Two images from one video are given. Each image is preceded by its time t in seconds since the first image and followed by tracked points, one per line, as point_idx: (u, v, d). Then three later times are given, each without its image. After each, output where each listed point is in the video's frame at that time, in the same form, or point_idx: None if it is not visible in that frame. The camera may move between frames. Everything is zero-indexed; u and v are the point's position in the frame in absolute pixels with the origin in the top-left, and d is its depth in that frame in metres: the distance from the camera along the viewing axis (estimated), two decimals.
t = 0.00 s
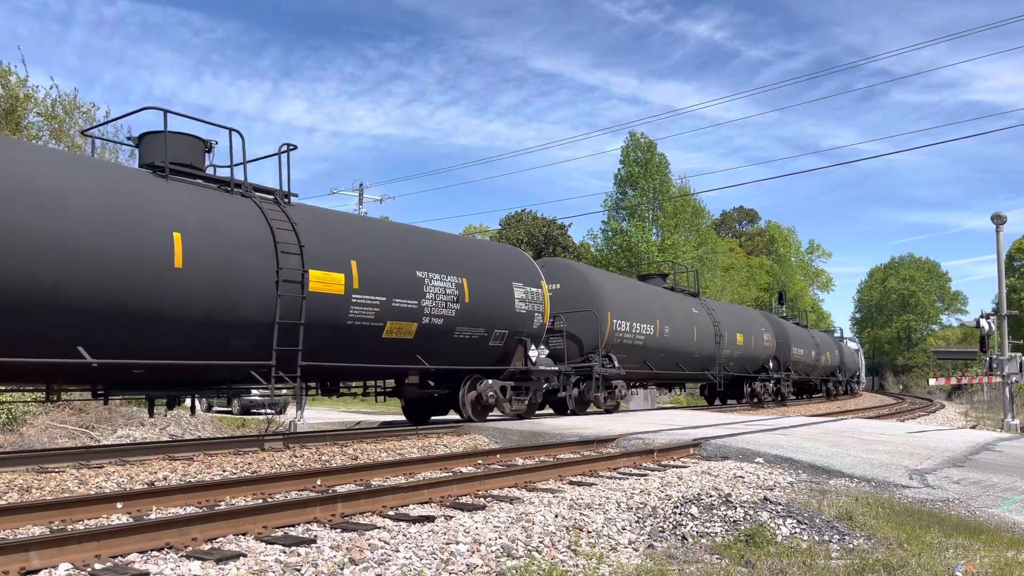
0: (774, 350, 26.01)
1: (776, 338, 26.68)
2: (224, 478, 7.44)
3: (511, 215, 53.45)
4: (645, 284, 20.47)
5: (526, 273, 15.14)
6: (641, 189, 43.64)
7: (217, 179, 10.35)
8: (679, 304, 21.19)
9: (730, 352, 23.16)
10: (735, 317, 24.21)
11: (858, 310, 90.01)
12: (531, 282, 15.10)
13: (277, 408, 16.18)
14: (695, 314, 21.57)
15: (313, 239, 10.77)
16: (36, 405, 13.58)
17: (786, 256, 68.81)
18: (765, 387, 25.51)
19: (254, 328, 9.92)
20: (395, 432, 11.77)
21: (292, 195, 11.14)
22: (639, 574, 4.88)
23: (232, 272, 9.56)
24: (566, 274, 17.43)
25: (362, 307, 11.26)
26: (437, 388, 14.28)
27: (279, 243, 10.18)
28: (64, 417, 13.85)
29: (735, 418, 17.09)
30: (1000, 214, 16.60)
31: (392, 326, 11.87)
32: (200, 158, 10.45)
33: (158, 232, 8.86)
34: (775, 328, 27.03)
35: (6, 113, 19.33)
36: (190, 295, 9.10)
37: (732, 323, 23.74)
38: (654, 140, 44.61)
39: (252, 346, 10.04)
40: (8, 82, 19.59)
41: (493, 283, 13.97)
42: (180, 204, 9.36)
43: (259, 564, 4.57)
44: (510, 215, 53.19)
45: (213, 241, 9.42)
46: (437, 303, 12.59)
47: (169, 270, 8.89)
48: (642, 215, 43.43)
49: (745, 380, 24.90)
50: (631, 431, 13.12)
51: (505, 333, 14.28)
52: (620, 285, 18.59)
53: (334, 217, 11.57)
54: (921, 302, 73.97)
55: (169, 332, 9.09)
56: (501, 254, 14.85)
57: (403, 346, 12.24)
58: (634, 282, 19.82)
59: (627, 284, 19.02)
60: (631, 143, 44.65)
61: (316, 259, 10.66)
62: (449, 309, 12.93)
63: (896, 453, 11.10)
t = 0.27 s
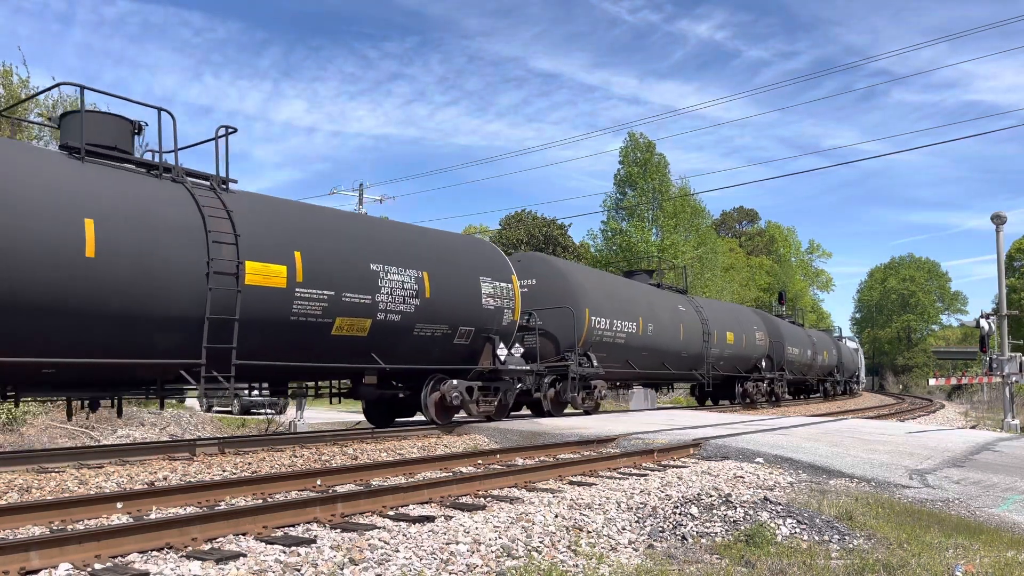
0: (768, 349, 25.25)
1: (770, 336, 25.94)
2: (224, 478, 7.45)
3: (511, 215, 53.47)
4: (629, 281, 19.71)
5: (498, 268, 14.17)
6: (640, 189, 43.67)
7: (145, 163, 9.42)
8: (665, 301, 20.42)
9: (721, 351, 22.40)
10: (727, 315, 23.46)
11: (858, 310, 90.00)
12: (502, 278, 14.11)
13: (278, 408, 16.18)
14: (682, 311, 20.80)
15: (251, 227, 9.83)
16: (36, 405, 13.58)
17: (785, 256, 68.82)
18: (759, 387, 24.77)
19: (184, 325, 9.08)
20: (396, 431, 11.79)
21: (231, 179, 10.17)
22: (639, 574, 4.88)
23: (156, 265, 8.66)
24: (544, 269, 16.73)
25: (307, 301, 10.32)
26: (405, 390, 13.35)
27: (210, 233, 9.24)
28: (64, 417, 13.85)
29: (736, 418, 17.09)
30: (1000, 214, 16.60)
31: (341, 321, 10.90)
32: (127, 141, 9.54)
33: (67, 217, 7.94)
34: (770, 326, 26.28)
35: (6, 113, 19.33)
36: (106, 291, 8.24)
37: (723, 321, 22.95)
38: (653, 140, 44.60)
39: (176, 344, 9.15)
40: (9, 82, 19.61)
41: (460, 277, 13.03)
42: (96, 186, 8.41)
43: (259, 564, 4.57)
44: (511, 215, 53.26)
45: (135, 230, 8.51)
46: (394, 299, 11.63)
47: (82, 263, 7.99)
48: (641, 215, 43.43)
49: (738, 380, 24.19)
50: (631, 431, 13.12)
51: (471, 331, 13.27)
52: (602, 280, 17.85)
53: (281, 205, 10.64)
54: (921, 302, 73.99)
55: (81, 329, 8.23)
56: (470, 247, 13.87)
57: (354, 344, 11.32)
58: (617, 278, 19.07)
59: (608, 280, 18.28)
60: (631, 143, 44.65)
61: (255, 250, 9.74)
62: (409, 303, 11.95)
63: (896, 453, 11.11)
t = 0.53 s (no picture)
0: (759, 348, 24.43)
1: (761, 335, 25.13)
2: (224, 478, 7.45)
3: (511, 215, 53.50)
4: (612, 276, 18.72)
5: (465, 260, 13.00)
6: (640, 190, 43.70)
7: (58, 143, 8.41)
8: (651, 297, 19.45)
9: (708, 350, 21.54)
10: (715, 313, 22.57)
11: (858, 310, 90.00)
12: (470, 271, 12.94)
13: (278, 408, 16.19)
14: (668, 308, 19.84)
15: (175, 214, 8.77)
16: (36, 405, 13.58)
17: (785, 256, 68.82)
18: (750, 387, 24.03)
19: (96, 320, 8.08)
20: (396, 431, 11.79)
21: (156, 163, 9.12)
22: (639, 574, 4.88)
23: (61, 255, 7.67)
24: (519, 262, 15.72)
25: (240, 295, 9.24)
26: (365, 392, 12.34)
27: (126, 219, 8.21)
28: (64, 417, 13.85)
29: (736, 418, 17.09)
30: (1000, 214, 16.59)
31: (282, 317, 9.81)
32: (40, 120, 8.56)
33: None
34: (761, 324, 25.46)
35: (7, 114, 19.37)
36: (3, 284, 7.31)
37: (711, 319, 22.04)
38: (653, 140, 44.61)
39: (88, 341, 8.15)
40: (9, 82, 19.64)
41: (424, 269, 11.90)
42: None
43: (259, 564, 4.57)
44: (511, 216, 53.30)
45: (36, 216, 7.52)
46: (346, 293, 10.53)
47: None
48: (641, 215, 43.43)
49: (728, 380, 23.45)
50: (631, 431, 13.13)
51: (433, 327, 12.09)
52: (580, 275, 16.86)
53: (216, 189, 9.56)
54: (921, 302, 73.98)
55: None
56: (434, 237, 12.73)
57: (301, 343, 10.22)
58: (598, 272, 18.08)
59: (588, 275, 17.28)
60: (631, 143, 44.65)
61: (178, 238, 8.68)
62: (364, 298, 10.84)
63: (896, 453, 11.11)
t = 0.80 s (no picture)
0: (750, 346, 23.72)
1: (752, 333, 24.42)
2: (224, 478, 7.45)
3: (511, 215, 53.51)
4: (591, 271, 17.89)
5: (430, 252, 12.22)
6: (640, 189, 43.70)
7: None
8: (633, 293, 18.64)
9: (695, 349, 20.79)
10: (703, 310, 21.79)
11: (858, 309, 90.00)
12: (433, 265, 12.14)
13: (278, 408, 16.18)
14: (651, 305, 19.03)
15: (89, 199, 8.09)
16: (36, 405, 13.58)
17: (785, 256, 68.83)
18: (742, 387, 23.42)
19: None
20: (396, 431, 11.79)
21: (71, 145, 8.45)
22: (639, 574, 4.88)
23: None
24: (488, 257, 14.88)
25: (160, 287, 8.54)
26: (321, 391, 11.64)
27: (29, 204, 7.55)
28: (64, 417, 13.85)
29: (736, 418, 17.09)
30: (1000, 214, 16.59)
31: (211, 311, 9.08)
32: None
33: None
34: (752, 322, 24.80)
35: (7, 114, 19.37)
36: None
37: (698, 317, 21.27)
38: (653, 140, 44.61)
39: None
40: (9, 82, 19.64)
41: (379, 262, 11.10)
42: None
43: (259, 564, 4.57)
44: (511, 216, 53.32)
45: None
46: (285, 286, 9.77)
47: None
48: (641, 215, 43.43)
49: (719, 379, 22.81)
50: (631, 431, 13.13)
51: (389, 325, 11.28)
52: (556, 270, 16.04)
53: (142, 172, 8.86)
54: (921, 302, 73.96)
55: None
56: (396, 228, 11.95)
57: (235, 339, 9.50)
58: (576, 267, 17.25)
59: (565, 271, 16.46)
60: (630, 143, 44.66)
61: (89, 224, 7.99)
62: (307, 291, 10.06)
63: (896, 453, 11.10)
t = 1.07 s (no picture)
0: (741, 344, 22.82)
1: (743, 331, 23.50)
2: (224, 477, 7.45)
3: (511, 215, 53.51)
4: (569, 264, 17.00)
5: (385, 243, 11.45)
6: (640, 189, 43.69)
7: None
8: (614, 289, 17.72)
9: (681, 348, 19.89)
10: (690, 306, 20.91)
11: (858, 310, 89.97)
12: (387, 256, 11.35)
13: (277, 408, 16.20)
14: (634, 301, 18.13)
15: None
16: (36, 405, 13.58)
17: (785, 256, 68.80)
18: (733, 388, 22.58)
19: None
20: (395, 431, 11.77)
21: None
22: (638, 574, 4.88)
23: None
24: (455, 249, 13.94)
25: (70, 278, 7.77)
26: (270, 392, 11.02)
27: None
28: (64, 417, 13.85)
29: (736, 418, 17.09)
30: (1000, 214, 16.58)
31: (131, 305, 8.32)
32: None
33: None
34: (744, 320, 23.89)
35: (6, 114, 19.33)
36: None
37: (684, 314, 20.40)
38: (654, 140, 44.60)
39: None
40: (8, 83, 19.61)
41: (326, 253, 10.34)
42: None
43: (259, 564, 4.57)
44: (511, 216, 53.32)
45: None
46: (217, 278, 9.01)
47: None
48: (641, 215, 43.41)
49: (708, 379, 21.94)
50: (631, 431, 13.12)
51: (338, 320, 10.54)
52: (529, 264, 15.12)
53: (55, 153, 8.08)
54: (921, 302, 73.94)
55: None
56: (347, 217, 11.18)
57: (160, 335, 8.74)
58: (552, 261, 16.34)
59: (540, 265, 15.56)
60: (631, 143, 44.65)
61: None
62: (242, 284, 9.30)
63: (897, 454, 11.10)
